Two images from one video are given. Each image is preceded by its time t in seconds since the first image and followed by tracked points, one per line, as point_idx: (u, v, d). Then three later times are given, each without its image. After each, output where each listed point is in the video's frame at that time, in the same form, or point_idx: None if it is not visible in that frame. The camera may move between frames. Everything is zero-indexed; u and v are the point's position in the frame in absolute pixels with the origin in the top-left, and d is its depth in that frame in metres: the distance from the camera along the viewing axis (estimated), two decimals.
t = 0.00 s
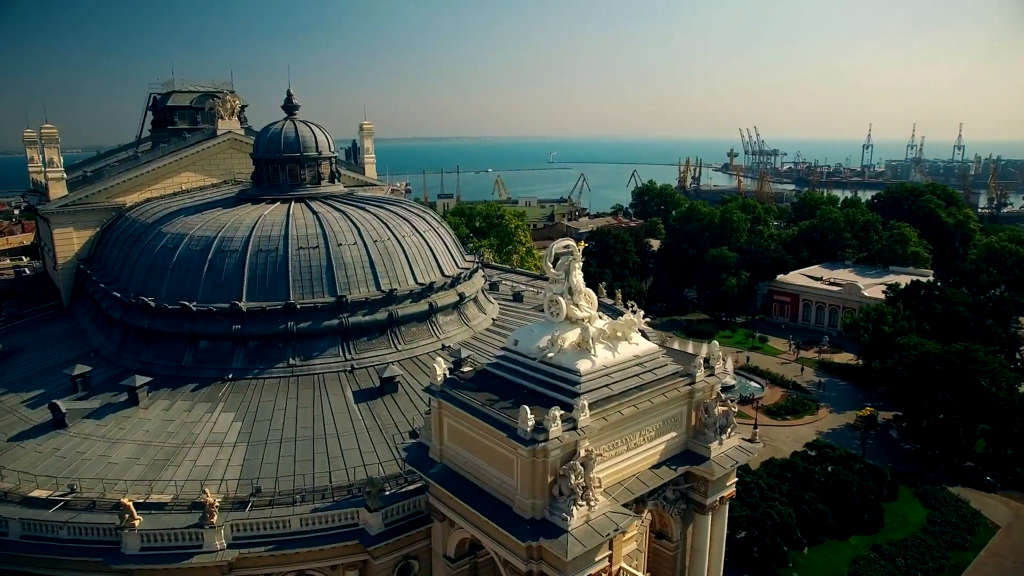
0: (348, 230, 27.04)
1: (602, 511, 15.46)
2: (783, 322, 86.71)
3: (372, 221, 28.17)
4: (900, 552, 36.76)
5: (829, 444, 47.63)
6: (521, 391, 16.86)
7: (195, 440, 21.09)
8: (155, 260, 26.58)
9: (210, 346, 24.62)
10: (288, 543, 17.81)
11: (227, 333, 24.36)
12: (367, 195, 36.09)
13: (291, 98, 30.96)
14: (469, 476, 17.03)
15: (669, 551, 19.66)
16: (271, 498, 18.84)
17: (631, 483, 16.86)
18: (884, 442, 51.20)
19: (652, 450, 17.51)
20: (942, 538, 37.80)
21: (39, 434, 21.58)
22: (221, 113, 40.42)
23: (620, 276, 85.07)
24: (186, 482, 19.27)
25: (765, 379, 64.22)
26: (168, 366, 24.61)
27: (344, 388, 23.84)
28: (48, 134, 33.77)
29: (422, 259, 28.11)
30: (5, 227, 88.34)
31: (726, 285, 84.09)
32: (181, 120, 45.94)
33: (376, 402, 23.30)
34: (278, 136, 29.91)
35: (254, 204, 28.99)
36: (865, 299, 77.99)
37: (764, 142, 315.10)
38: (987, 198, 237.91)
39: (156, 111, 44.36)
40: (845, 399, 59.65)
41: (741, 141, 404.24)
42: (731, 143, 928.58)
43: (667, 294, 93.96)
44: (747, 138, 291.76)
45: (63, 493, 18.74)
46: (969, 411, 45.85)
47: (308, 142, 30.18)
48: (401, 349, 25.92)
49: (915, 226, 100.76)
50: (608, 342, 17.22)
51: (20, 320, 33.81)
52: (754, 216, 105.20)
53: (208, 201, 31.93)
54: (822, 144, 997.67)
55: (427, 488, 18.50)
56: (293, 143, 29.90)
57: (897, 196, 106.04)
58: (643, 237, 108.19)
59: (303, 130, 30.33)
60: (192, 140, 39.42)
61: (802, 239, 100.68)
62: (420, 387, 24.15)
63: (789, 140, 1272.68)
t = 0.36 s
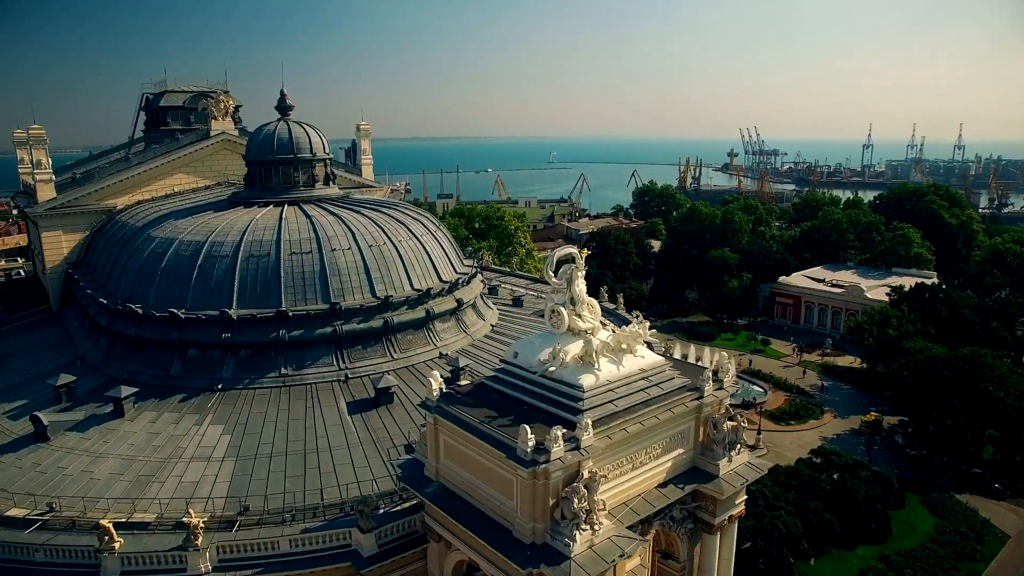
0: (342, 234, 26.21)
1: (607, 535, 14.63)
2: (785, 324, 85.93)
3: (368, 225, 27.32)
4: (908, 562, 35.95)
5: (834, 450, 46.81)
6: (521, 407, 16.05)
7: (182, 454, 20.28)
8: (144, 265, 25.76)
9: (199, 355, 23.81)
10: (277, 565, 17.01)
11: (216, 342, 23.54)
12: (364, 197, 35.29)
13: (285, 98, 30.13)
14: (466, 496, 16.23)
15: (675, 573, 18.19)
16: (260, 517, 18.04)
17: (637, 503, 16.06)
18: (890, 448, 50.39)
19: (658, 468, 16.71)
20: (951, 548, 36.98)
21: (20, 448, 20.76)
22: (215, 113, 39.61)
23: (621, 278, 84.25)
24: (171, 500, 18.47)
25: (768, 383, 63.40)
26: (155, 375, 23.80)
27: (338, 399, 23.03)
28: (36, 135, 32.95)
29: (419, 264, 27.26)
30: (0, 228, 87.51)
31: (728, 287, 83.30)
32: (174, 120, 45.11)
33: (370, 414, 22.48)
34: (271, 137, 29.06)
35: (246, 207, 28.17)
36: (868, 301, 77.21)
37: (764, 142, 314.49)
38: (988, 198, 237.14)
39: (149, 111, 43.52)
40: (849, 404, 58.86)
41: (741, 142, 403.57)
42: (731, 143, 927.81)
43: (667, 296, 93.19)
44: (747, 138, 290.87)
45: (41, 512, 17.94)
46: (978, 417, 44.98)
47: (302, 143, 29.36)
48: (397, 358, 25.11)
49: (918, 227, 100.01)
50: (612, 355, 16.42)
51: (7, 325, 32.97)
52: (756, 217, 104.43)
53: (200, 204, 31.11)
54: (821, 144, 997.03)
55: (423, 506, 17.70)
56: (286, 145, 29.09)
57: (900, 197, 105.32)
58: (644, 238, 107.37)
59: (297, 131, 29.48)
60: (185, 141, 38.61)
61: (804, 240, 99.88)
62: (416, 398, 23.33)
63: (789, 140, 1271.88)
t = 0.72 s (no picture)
0: (336, 239, 25.33)
1: (613, 564, 13.79)
2: (787, 326, 85.10)
3: (362, 229, 26.43)
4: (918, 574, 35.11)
5: (839, 457, 45.98)
6: (522, 426, 15.19)
7: (167, 471, 19.41)
8: (130, 272, 24.87)
9: (187, 365, 22.94)
10: None
11: (205, 352, 22.65)
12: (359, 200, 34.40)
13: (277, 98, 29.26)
14: (464, 520, 15.38)
15: None
16: (248, 540, 17.18)
17: (644, 527, 15.20)
18: (896, 455, 49.55)
19: (666, 490, 15.85)
20: (961, 559, 36.15)
21: None
22: (207, 114, 38.74)
23: (621, 280, 83.35)
24: (154, 521, 17.60)
25: (771, 387, 62.54)
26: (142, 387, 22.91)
27: (330, 412, 22.16)
28: (22, 136, 32.01)
29: (415, 270, 26.38)
30: None
31: (730, 289, 82.47)
32: (166, 121, 44.24)
33: (364, 427, 21.60)
34: (263, 139, 28.18)
35: (237, 211, 27.30)
36: (871, 304, 76.41)
37: (763, 143, 313.93)
38: (988, 198, 236.50)
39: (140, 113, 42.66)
40: (853, 408, 58.03)
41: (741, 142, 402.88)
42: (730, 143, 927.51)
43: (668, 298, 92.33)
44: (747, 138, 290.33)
45: (15, 535, 17.09)
46: (986, 423, 44.11)
47: (295, 145, 28.47)
48: (393, 369, 24.24)
49: (920, 228, 99.20)
50: (618, 371, 15.54)
51: None
52: (757, 218, 103.60)
53: (191, 208, 30.21)
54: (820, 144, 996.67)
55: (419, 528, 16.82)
56: (279, 147, 28.21)
57: (902, 198, 104.51)
58: (644, 239, 106.57)
59: (290, 132, 28.61)
60: (176, 142, 37.75)
61: (806, 241, 99.17)
62: (412, 410, 22.45)
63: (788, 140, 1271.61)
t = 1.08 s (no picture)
0: (330, 245, 24.45)
1: None
2: (790, 329, 84.25)
3: (358, 235, 25.53)
4: None
5: (846, 465, 45.16)
6: (524, 448, 14.31)
7: (151, 490, 18.52)
8: (117, 279, 23.98)
9: (175, 377, 22.03)
10: None
11: (193, 363, 21.75)
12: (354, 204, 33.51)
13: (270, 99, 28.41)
14: (462, 548, 14.49)
15: None
16: (235, 565, 16.34)
17: (654, 556, 14.30)
18: (903, 461, 48.71)
19: (677, 515, 14.97)
20: (973, 572, 35.34)
21: None
22: (200, 115, 37.87)
23: (622, 282, 82.46)
24: (136, 545, 16.72)
25: (774, 392, 61.65)
26: (128, 399, 22.02)
27: (324, 426, 21.29)
28: (7, 138, 31.09)
29: (412, 277, 25.48)
30: None
31: (732, 292, 81.59)
32: (158, 122, 43.36)
33: (359, 443, 20.71)
34: (256, 141, 27.31)
35: (229, 216, 26.40)
36: (875, 306, 75.53)
37: (764, 143, 313.05)
38: (989, 198, 235.67)
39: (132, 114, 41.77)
40: (858, 414, 57.18)
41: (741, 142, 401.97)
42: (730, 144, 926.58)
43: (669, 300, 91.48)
44: (748, 138, 289.55)
45: None
46: (995, 431, 43.08)
47: (289, 147, 27.57)
48: (389, 380, 23.36)
49: (924, 230, 98.31)
50: (626, 390, 14.67)
51: None
52: (759, 220, 102.73)
53: (181, 212, 29.29)
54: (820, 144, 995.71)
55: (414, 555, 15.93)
56: (272, 149, 27.31)
57: (904, 199, 103.63)
58: (645, 240, 105.67)
59: (283, 134, 27.73)
60: (168, 144, 36.86)
61: (808, 243, 98.04)
62: (408, 425, 21.58)
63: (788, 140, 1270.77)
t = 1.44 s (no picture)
0: (325, 252, 23.55)
1: None
2: (793, 332, 83.38)
3: (353, 241, 24.62)
4: None
5: (853, 474, 44.28)
6: (527, 474, 13.42)
7: (134, 511, 17.62)
8: (103, 287, 23.08)
9: (161, 391, 21.11)
10: None
11: (181, 377, 20.84)
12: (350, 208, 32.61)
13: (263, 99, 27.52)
14: None
15: None
16: None
17: None
18: (910, 469, 47.86)
19: (689, 544, 14.06)
20: None
21: None
22: (192, 117, 37.01)
23: (623, 284, 81.55)
24: (116, 573, 15.82)
25: (778, 397, 60.76)
26: (112, 414, 21.11)
27: (317, 442, 20.39)
28: None
29: (409, 285, 24.58)
30: None
31: (734, 294, 80.70)
32: (150, 123, 42.61)
33: (353, 460, 19.83)
34: (248, 144, 26.38)
35: (219, 221, 25.49)
36: (880, 309, 74.66)
37: (764, 143, 312.44)
38: (990, 199, 235.12)
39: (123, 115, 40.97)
40: (864, 420, 56.30)
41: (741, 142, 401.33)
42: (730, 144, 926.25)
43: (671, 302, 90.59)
44: (748, 137, 289.77)
45: None
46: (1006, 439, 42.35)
47: (282, 150, 26.63)
48: (385, 394, 22.49)
49: (927, 231, 97.49)
50: (636, 412, 13.78)
51: None
52: (761, 221, 101.92)
53: (172, 217, 28.38)
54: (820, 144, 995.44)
55: None
56: (264, 152, 26.39)
57: (907, 200, 102.82)
58: (647, 242, 104.81)
59: (276, 136, 26.77)
60: (159, 146, 35.99)
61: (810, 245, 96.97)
62: (405, 441, 20.69)
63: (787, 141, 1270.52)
